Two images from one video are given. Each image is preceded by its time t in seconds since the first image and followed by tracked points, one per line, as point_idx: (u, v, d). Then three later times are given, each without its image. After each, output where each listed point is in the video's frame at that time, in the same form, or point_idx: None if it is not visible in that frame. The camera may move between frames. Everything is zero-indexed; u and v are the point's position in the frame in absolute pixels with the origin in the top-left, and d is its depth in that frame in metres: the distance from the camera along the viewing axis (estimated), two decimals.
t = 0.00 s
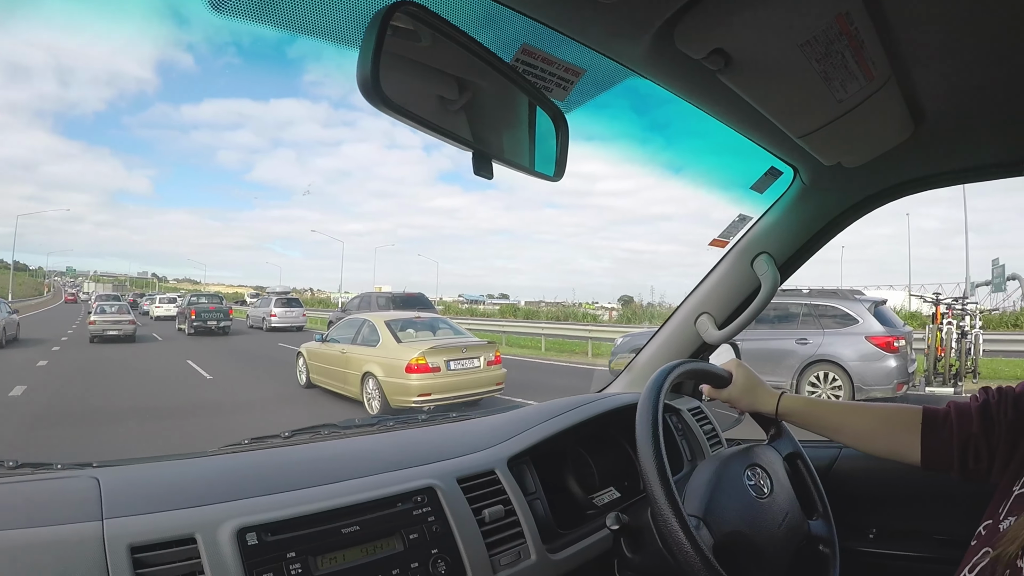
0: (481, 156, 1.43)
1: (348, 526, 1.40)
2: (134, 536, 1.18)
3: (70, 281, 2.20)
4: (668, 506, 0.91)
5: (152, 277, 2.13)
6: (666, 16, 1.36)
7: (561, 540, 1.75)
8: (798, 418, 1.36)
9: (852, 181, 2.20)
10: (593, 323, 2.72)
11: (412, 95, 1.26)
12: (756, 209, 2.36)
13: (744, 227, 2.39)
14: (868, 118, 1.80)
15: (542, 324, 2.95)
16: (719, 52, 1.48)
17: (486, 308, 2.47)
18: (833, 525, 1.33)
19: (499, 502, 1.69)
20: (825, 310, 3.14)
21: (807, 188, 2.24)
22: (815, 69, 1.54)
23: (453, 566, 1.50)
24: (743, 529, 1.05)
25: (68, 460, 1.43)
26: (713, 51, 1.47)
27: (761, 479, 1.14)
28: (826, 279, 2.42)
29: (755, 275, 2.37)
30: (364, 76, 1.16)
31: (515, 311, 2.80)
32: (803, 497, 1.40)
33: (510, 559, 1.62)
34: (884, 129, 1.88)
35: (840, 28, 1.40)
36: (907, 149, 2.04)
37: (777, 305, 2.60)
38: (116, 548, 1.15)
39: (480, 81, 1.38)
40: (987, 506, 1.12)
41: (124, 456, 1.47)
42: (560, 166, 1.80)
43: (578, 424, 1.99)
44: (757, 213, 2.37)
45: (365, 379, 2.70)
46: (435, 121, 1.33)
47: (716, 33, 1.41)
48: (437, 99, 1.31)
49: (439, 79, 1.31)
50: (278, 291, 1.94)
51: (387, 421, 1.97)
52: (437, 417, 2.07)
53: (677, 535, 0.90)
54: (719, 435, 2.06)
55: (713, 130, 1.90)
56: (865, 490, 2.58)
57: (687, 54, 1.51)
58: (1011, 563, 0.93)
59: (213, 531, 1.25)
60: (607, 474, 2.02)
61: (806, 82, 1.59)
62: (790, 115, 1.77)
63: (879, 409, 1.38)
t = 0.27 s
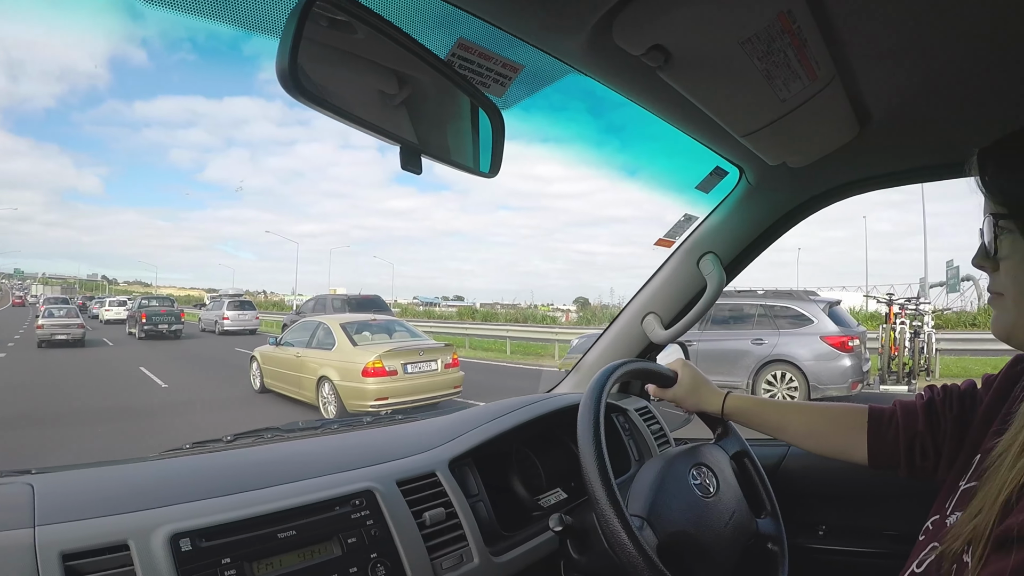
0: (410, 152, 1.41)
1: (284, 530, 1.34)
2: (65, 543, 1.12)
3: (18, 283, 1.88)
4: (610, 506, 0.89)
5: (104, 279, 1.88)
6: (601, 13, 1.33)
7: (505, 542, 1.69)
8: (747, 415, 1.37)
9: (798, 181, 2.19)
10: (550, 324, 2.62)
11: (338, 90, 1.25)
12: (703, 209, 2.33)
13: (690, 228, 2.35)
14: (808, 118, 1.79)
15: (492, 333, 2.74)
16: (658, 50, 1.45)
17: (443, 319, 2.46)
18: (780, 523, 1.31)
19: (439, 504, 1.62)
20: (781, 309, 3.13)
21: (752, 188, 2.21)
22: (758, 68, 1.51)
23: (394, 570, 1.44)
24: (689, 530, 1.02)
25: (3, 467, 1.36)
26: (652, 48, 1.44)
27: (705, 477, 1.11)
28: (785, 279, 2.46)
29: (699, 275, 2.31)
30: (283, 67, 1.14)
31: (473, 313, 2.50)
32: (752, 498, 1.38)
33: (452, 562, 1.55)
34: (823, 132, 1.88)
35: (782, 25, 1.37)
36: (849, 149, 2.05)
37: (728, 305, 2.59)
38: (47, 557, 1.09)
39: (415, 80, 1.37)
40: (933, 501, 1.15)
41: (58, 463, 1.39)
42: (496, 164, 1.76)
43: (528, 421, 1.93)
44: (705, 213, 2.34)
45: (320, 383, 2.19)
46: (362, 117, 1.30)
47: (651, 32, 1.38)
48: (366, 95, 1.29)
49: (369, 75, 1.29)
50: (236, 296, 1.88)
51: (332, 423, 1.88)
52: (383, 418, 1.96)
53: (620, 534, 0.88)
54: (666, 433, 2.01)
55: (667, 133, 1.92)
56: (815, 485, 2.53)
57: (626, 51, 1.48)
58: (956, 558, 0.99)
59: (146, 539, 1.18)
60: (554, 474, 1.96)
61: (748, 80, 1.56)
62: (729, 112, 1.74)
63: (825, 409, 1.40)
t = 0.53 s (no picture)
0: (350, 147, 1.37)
1: (225, 538, 1.29)
2: None
3: None
4: (556, 506, 0.88)
5: (54, 284, 1.74)
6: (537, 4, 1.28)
7: (453, 547, 1.63)
8: (701, 414, 1.37)
9: (751, 178, 2.19)
10: (513, 326, 2.56)
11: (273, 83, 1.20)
12: (652, 207, 2.33)
13: (640, 226, 2.33)
14: (755, 115, 1.76)
15: (462, 336, 2.62)
16: (601, 43, 1.39)
17: (406, 321, 2.31)
18: (735, 522, 1.30)
19: (385, 508, 1.55)
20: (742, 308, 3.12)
21: (703, 185, 2.21)
22: (704, 61, 1.46)
23: None
24: (641, 531, 1.01)
25: None
26: (595, 40, 1.38)
27: (658, 477, 1.10)
28: (743, 278, 2.46)
29: (650, 273, 2.29)
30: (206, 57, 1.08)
31: (434, 316, 2.36)
32: (706, 498, 1.36)
33: (399, 569, 1.49)
34: (771, 130, 1.87)
35: (728, 18, 1.33)
36: (801, 145, 2.05)
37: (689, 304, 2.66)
38: None
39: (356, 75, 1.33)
40: (888, 497, 1.15)
41: None
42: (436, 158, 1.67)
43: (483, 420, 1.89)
44: (654, 212, 2.34)
45: (279, 389, 2.09)
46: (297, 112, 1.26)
47: (590, 23, 1.33)
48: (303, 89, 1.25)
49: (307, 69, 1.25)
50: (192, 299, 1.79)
51: (280, 428, 1.83)
52: (333, 421, 1.89)
53: (569, 535, 0.87)
54: (619, 433, 1.99)
55: (624, 135, 1.92)
56: (774, 483, 2.52)
57: (568, 43, 1.42)
58: (911, 555, 0.99)
59: (82, 548, 1.14)
60: (506, 475, 1.89)
61: (695, 75, 1.52)
62: (676, 106, 1.69)
63: (780, 408, 1.40)
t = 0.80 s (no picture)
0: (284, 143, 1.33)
1: (167, 548, 1.21)
2: None
3: None
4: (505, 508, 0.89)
5: None
6: None
7: (404, 553, 1.52)
8: (654, 414, 1.36)
9: (710, 174, 2.18)
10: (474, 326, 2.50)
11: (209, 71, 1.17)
12: (603, 205, 2.30)
13: (591, 224, 2.32)
14: (706, 111, 1.74)
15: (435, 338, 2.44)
16: (545, 35, 1.36)
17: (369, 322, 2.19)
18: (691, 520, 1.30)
19: (333, 514, 1.46)
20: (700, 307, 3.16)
21: (654, 184, 2.20)
22: (653, 55, 1.44)
23: None
24: (592, 531, 1.00)
25: None
26: (539, 33, 1.35)
27: (611, 477, 1.10)
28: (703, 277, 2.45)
29: (600, 271, 2.27)
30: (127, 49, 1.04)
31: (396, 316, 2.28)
32: (661, 496, 1.36)
33: None
34: (724, 126, 1.86)
35: (675, 11, 1.31)
36: (754, 141, 2.05)
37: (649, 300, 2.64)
38: None
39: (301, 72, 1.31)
40: (845, 493, 1.16)
41: None
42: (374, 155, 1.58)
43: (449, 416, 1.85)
44: (606, 209, 2.31)
45: (237, 394, 1.96)
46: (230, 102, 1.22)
47: (532, 15, 1.30)
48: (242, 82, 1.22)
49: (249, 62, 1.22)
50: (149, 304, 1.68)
51: (230, 433, 1.72)
52: (284, 425, 1.80)
53: (518, 539, 0.87)
54: (574, 433, 1.95)
55: (581, 136, 1.93)
56: (730, 478, 2.40)
57: (512, 36, 1.39)
58: (868, 552, 1.00)
59: (16, 561, 1.06)
60: (460, 476, 1.81)
61: (645, 69, 1.49)
62: (627, 102, 1.67)
63: (736, 408, 1.41)
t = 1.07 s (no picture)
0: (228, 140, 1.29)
1: (110, 561, 1.14)
2: None
3: None
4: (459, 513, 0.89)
5: None
6: None
7: (358, 559, 1.45)
8: (609, 415, 1.38)
9: (668, 171, 2.19)
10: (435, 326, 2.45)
11: (148, 65, 1.12)
12: (556, 204, 2.30)
13: (543, 223, 2.30)
14: (658, 106, 1.73)
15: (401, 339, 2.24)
16: (492, 31, 1.34)
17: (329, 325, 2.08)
18: (648, 519, 1.30)
19: (282, 521, 1.38)
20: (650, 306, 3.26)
21: (606, 183, 2.20)
22: (604, 52, 1.43)
23: None
24: (546, 534, 1.00)
25: None
26: (485, 28, 1.33)
27: (565, 479, 1.09)
28: (663, 276, 2.46)
29: (553, 270, 2.26)
30: (53, 40, 0.99)
31: (358, 318, 2.12)
32: (619, 496, 1.36)
33: None
34: (682, 121, 1.85)
35: (624, 7, 1.30)
36: (708, 139, 2.06)
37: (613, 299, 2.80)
38: None
39: (245, 67, 1.27)
40: (802, 489, 1.17)
41: None
42: (317, 152, 1.53)
43: (407, 416, 1.82)
44: (558, 208, 2.31)
45: (196, 399, 1.81)
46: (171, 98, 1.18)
47: (478, 9, 1.27)
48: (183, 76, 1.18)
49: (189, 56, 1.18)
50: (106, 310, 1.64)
51: (179, 440, 1.64)
52: (234, 431, 1.74)
53: (470, 544, 0.87)
54: (529, 433, 1.94)
55: (537, 137, 1.93)
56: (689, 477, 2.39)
57: (459, 31, 1.36)
58: (825, 549, 1.00)
59: None
60: (414, 480, 1.75)
61: (597, 64, 1.48)
62: (579, 101, 1.66)
63: (692, 407, 1.41)
